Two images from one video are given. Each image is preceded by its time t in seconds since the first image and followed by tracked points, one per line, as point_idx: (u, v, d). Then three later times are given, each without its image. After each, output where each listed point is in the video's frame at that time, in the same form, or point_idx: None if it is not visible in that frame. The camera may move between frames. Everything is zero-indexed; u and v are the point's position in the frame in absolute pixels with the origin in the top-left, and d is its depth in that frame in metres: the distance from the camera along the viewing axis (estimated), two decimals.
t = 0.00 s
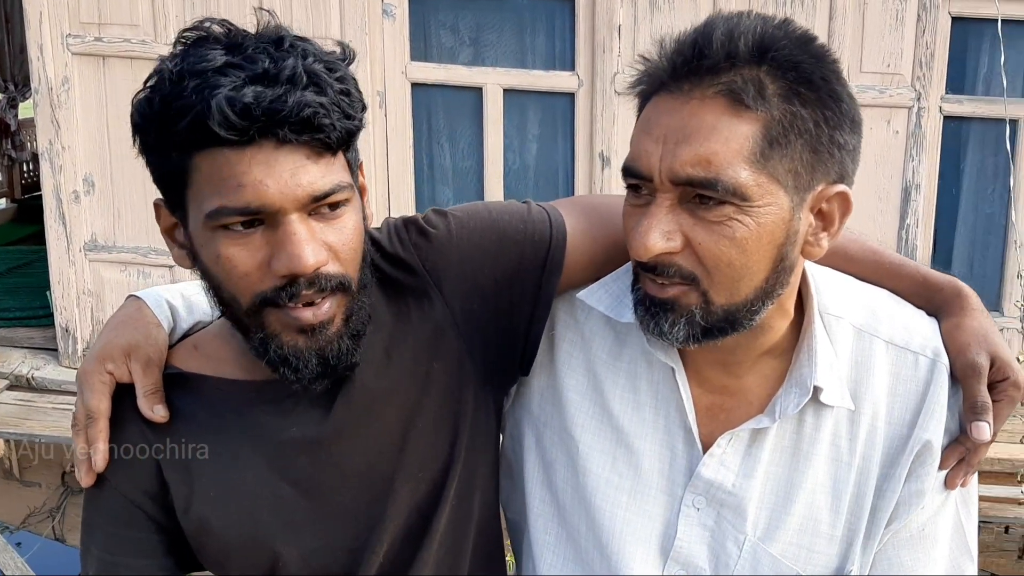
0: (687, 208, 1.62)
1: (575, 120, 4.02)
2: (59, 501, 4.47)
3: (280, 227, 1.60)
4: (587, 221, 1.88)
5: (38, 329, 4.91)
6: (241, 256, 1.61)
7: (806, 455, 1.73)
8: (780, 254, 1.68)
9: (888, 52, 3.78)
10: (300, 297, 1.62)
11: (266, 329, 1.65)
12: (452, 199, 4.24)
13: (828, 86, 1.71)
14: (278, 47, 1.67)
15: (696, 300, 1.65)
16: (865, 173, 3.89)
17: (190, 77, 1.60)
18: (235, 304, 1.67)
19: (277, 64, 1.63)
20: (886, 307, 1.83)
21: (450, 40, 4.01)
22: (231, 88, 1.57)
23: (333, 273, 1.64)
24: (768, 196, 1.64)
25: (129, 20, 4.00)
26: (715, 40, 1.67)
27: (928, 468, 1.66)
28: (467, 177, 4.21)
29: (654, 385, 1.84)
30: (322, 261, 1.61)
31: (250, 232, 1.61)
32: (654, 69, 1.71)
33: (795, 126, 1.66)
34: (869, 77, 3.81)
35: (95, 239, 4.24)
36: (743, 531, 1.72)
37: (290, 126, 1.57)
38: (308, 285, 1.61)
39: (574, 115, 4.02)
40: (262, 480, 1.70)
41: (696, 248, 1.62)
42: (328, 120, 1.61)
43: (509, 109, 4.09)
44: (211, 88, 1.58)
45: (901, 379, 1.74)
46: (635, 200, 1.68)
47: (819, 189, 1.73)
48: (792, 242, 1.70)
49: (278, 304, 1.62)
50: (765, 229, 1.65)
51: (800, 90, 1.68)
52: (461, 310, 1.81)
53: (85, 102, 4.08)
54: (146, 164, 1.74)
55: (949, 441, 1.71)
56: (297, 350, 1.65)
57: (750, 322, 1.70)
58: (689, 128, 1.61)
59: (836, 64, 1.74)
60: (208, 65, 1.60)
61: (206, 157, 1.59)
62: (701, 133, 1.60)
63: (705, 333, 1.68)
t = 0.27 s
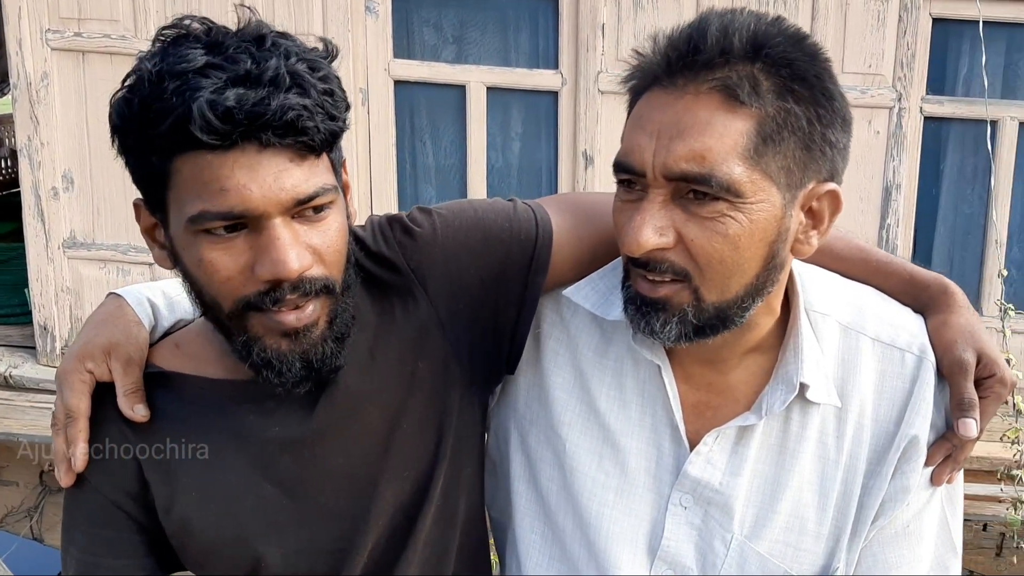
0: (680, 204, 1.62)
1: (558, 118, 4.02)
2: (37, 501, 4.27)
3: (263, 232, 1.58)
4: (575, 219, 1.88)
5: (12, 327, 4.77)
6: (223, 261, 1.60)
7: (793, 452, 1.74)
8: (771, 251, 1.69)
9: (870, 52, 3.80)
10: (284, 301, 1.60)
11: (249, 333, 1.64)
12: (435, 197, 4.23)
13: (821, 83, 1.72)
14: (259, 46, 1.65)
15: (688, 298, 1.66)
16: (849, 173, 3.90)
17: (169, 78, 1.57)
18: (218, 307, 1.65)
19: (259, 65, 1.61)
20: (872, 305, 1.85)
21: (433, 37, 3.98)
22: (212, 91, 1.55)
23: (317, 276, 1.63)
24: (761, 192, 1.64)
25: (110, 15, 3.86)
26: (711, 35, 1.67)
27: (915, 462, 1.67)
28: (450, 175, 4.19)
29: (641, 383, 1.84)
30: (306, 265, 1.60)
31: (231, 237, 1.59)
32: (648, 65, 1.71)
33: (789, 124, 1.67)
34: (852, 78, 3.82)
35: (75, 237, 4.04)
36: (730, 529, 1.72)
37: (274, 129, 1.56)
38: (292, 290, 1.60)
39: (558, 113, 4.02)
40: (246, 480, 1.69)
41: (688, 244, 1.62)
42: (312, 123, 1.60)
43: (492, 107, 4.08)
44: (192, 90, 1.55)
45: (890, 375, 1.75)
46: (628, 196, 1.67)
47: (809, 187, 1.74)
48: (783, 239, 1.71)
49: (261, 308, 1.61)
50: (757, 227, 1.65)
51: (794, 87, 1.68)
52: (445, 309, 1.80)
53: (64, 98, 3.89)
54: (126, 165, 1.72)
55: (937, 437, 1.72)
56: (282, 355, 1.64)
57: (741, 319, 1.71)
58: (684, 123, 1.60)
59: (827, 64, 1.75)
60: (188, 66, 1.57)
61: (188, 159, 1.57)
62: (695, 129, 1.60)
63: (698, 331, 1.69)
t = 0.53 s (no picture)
0: (679, 190, 1.63)
1: (545, 117, 4.02)
2: (20, 500, 4.17)
3: (253, 225, 1.58)
4: (564, 215, 1.89)
5: None
6: (212, 255, 1.59)
7: (784, 447, 1.75)
8: (766, 242, 1.70)
9: (855, 54, 3.82)
10: (274, 295, 1.60)
11: (240, 327, 1.64)
12: (422, 195, 4.22)
13: (816, 79, 1.75)
14: (245, 41, 1.65)
15: (683, 287, 1.66)
16: (835, 174, 3.92)
17: (157, 72, 1.57)
18: (206, 301, 1.64)
19: (247, 59, 1.61)
20: (859, 300, 1.87)
21: (420, 36, 3.97)
22: (200, 84, 1.54)
23: (308, 269, 1.63)
24: (760, 183, 1.65)
25: (93, 11, 3.83)
26: (712, 27, 1.69)
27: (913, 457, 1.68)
28: (436, 173, 4.18)
29: (630, 379, 1.85)
30: (297, 258, 1.60)
31: (222, 232, 1.59)
32: (648, 54, 1.73)
33: (788, 116, 1.69)
34: (837, 79, 3.84)
35: (58, 234, 3.99)
36: (725, 524, 1.73)
37: (263, 123, 1.55)
38: (282, 284, 1.60)
39: (545, 112, 4.02)
40: (235, 477, 1.68)
41: (686, 231, 1.63)
42: (301, 117, 1.60)
43: (478, 106, 4.07)
44: (179, 84, 1.54)
45: (881, 369, 1.77)
46: (626, 184, 1.68)
47: (803, 183, 1.76)
48: (777, 232, 1.72)
49: (252, 302, 1.61)
50: (754, 216, 1.66)
51: (792, 81, 1.71)
52: (434, 307, 1.80)
53: (46, 94, 3.86)
54: (112, 161, 1.71)
55: (929, 430, 1.72)
56: (273, 348, 1.64)
57: (733, 311, 1.71)
58: (687, 110, 1.61)
59: (819, 60, 1.78)
60: (175, 61, 1.57)
61: (175, 153, 1.56)
62: (697, 116, 1.61)
63: (691, 322, 1.68)
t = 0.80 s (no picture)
0: (691, 163, 1.66)
1: (537, 117, 4.02)
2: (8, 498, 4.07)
3: (242, 223, 1.57)
4: (557, 216, 1.90)
5: None
6: (202, 253, 1.59)
7: (779, 447, 1.76)
8: (769, 226, 1.72)
9: (846, 55, 3.84)
10: (266, 293, 1.60)
11: (229, 324, 1.63)
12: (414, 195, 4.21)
13: (822, 78, 1.81)
14: (234, 38, 1.65)
15: (684, 262, 1.66)
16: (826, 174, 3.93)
17: (145, 70, 1.56)
18: (197, 301, 1.64)
19: (236, 56, 1.60)
20: (850, 302, 1.88)
21: (412, 35, 3.97)
22: (189, 82, 1.53)
23: (299, 267, 1.62)
24: (768, 163, 1.69)
25: (83, 7, 3.81)
26: (731, 14, 1.76)
27: (907, 468, 1.70)
28: (428, 172, 4.18)
29: (624, 380, 1.86)
30: (287, 256, 1.60)
31: (212, 230, 1.58)
32: (666, 37, 1.80)
33: (797, 104, 1.75)
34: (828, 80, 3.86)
35: (47, 231, 3.97)
36: (720, 522, 1.74)
37: (252, 119, 1.55)
38: (273, 281, 1.60)
39: (536, 112, 4.02)
40: (229, 479, 1.68)
41: (695, 201, 1.64)
42: (291, 113, 1.59)
43: (470, 105, 4.07)
44: (168, 82, 1.54)
45: (870, 373, 1.78)
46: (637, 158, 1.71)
47: (802, 179, 1.78)
48: (777, 221, 1.74)
49: (243, 301, 1.60)
50: (762, 194, 1.68)
51: (801, 74, 1.77)
52: (427, 307, 1.80)
53: (35, 91, 3.84)
54: (100, 161, 1.70)
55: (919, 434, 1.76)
56: (264, 343, 1.63)
57: (732, 297, 1.70)
58: (705, 82, 1.67)
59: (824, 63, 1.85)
60: (163, 58, 1.56)
61: (165, 152, 1.56)
62: (714, 88, 1.66)
63: (688, 303, 1.68)
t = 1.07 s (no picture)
0: (660, 193, 1.64)
1: (531, 116, 4.03)
2: None
3: (245, 224, 1.57)
4: (552, 214, 1.90)
5: None
6: (203, 254, 1.59)
7: (773, 444, 1.77)
8: (748, 243, 1.71)
9: (839, 55, 3.85)
10: (268, 294, 1.60)
11: (230, 325, 1.63)
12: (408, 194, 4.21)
13: (797, 82, 1.76)
14: (236, 38, 1.64)
15: (663, 287, 1.67)
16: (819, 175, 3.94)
17: (147, 69, 1.56)
18: (197, 301, 1.64)
19: (239, 56, 1.60)
20: (844, 300, 1.89)
21: (406, 34, 3.97)
22: (193, 81, 1.53)
23: (300, 269, 1.63)
24: (739, 184, 1.66)
25: (76, 5, 3.79)
26: (692, 30, 1.71)
27: (901, 461, 1.72)
28: (422, 172, 4.18)
29: (619, 379, 1.86)
30: (290, 258, 1.60)
31: (214, 230, 1.58)
32: (629, 57, 1.74)
33: (767, 116, 1.70)
34: (822, 80, 3.87)
35: (39, 230, 3.95)
36: (715, 520, 1.75)
37: (257, 120, 1.55)
38: (275, 283, 1.60)
39: (530, 111, 4.03)
40: (224, 479, 1.68)
41: (667, 234, 1.64)
42: (294, 114, 1.59)
43: (464, 105, 4.08)
44: (171, 81, 1.54)
45: (863, 368, 1.79)
46: (607, 186, 1.70)
47: (785, 182, 1.78)
48: (759, 231, 1.73)
49: (245, 302, 1.60)
50: (734, 218, 1.67)
51: (772, 82, 1.72)
52: (425, 308, 1.80)
53: (27, 89, 3.82)
54: (100, 158, 1.69)
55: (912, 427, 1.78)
56: (265, 345, 1.64)
57: (716, 311, 1.72)
58: (665, 114, 1.63)
59: (802, 63, 1.80)
60: (166, 57, 1.56)
61: (167, 151, 1.56)
62: (675, 119, 1.62)
63: (672, 320, 1.69)
